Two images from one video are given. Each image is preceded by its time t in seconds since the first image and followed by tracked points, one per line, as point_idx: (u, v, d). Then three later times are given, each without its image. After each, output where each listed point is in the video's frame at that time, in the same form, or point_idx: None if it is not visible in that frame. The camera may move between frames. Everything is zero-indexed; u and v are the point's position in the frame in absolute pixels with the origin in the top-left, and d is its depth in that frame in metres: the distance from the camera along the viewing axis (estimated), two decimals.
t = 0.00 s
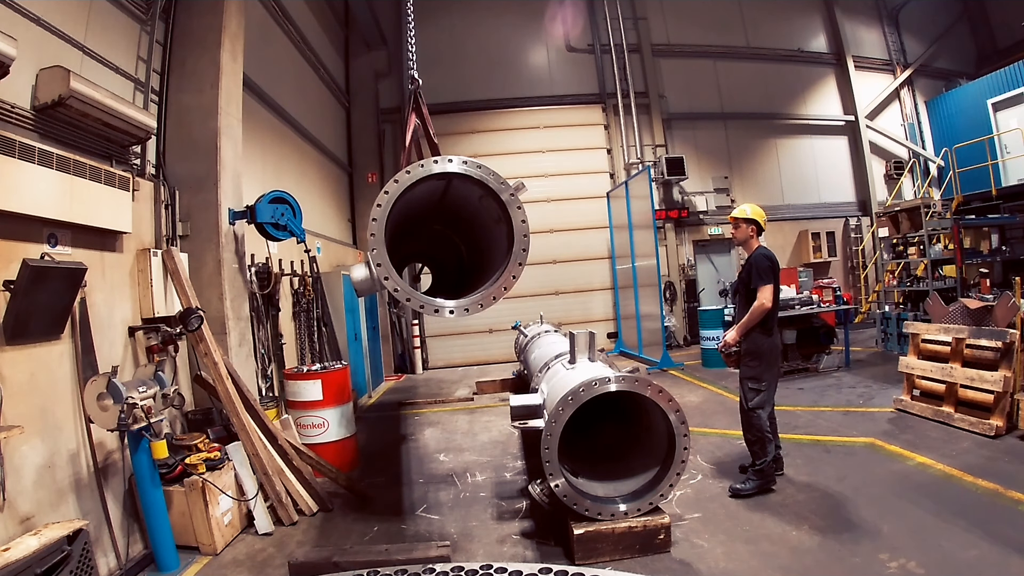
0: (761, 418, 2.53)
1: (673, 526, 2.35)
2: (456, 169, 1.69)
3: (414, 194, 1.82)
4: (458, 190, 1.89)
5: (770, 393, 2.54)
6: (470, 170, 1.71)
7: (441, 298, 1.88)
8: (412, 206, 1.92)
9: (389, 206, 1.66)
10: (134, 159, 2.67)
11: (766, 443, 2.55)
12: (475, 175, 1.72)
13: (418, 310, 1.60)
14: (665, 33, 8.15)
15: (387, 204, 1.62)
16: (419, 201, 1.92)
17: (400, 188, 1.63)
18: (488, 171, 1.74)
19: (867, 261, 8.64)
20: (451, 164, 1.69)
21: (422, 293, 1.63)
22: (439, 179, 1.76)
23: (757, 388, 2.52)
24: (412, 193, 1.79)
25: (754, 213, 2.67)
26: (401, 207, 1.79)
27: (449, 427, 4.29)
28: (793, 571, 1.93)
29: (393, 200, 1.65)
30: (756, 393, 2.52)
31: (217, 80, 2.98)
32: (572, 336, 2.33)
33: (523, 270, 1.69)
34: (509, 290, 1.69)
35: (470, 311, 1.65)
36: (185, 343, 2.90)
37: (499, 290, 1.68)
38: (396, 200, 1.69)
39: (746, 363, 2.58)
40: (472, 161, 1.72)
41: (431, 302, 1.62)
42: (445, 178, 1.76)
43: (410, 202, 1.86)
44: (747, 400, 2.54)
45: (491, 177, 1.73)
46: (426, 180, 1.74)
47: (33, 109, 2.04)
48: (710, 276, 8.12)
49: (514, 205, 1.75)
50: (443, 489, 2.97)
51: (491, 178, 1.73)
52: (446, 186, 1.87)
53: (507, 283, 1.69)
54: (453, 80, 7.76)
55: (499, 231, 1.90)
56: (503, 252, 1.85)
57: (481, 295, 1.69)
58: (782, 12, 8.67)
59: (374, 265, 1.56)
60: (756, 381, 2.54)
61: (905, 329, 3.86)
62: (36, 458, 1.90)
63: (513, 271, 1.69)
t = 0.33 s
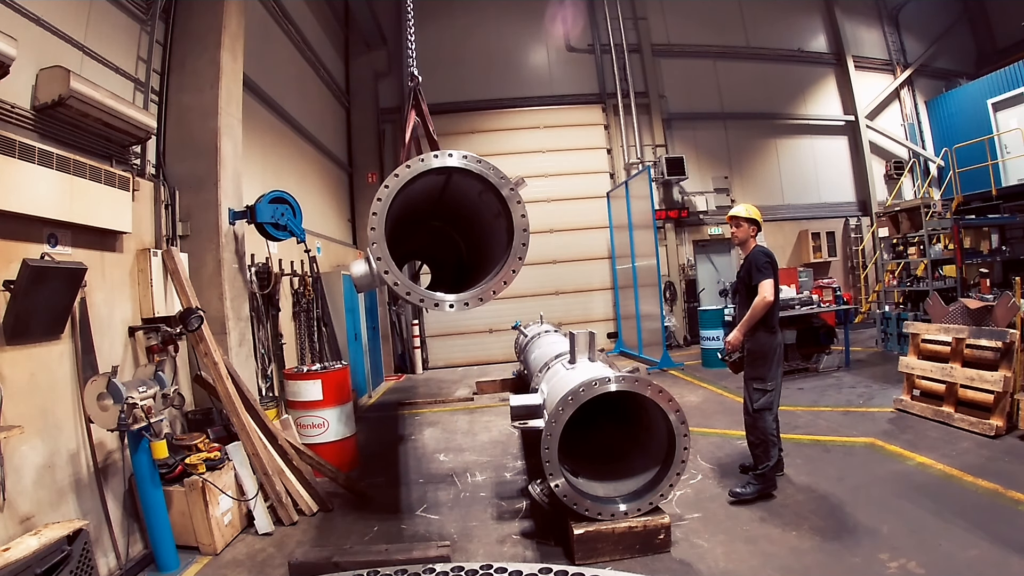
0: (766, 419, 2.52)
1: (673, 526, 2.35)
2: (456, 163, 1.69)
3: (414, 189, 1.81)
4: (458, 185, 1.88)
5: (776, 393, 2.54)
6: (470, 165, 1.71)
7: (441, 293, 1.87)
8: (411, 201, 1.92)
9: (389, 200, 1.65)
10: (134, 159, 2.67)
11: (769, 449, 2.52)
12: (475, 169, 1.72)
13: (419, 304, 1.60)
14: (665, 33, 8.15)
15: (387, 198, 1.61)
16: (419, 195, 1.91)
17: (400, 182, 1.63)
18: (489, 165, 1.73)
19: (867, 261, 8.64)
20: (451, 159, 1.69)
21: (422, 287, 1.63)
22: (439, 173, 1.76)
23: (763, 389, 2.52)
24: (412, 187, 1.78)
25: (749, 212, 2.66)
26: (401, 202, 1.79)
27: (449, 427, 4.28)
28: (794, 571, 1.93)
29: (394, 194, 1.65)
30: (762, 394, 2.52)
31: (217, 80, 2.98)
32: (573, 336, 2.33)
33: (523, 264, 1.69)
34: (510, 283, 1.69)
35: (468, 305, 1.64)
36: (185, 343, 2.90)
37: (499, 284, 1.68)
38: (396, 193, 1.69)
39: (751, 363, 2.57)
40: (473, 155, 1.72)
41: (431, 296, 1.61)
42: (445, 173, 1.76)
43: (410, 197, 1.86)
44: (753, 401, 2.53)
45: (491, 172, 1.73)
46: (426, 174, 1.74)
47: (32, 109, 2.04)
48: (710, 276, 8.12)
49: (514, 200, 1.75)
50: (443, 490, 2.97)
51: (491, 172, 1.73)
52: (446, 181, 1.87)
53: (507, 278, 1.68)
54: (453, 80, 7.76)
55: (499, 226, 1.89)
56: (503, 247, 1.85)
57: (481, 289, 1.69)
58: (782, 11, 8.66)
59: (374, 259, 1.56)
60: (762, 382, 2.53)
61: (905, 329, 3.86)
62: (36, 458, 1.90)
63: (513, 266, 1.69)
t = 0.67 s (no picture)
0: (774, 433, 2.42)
1: (673, 526, 2.35)
2: (456, 158, 1.69)
3: (414, 183, 1.82)
4: (458, 180, 1.89)
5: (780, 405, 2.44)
6: (470, 159, 1.71)
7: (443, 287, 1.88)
8: (411, 196, 1.92)
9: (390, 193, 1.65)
10: (134, 159, 2.67)
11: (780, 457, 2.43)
12: (475, 164, 1.72)
13: (420, 296, 1.61)
14: (665, 33, 8.15)
15: (387, 192, 1.61)
16: (419, 190, 1.92)
17: (400, 176, 1.63)
18: (489, 160, 1.73)
19: (867, 261, 8.65)
20: (451, 153, 1.69)
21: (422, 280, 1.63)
22: (439, 168, 1.76)
23: (770, 402, 2.41)
24: (413, 182, 1.78)
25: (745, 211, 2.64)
26: (401, 196, 1.79)
27: (449, 427, 4.29)
28: (794, 571, 1.93)
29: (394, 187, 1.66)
30: (769, 407, 2.41)
31: (217, 80, 2.98)
32: (572, 336, 2.33)
33: (524, 258, 1.69)
34: (509, 278, 1.69)
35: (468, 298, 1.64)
36: (185, 343, 2.90)
37: (499, 278, 1.68)
38: (396, 187, 1.69)
39: (757, 373, 2.46)
40: (473, 150, 1.72)
41: (431, 290, 1.62)
42: (445, 167, 1.76)
43: (411, 192, 1.86)
44: (762, 416, 2.42)
45: (491, 166, 1.73)
46: (427, 169, 1.74)
47: (32, 109, 2.04)
48: (710, 276, 8.12)
49: (515, 194, 1.75)
50: (443, 490, 2.97)
51: (491, 167, 1.73)
52: (447, 176, 1.87)
53: (507, 272, 1.69)
54: (453, 80, 7.76)
55: (499, 220, 1.90)
56: (503, 241, 1.85)
57: (481, 283, 1.69)
58: (782, 11, 8.66)
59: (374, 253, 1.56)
60: (770, 395, 2.41)
61: (905, 329, 3.86)
62: (36, 458, 1.90)
63: (513, 260, 1.70)
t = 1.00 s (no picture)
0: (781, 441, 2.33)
1: (673, 526, 2.35)
2: (457, 153, 1.69)
3: (415, 178, 1.82)
4: (459, 175, 1.89)
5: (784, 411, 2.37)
6: (471, 154, 1.71)
7: (444, 281, 1.88)
8: (412, 191, 1.92)
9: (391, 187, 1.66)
10: (134, 159, 2.67)
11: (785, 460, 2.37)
12: (476, 159, 1.72)
13: (422, 290, 1.61)
14: (665, 33, 8.15)
15: (388, 187, 1.62)
16: (419, 185, 1.92)
17: (402, 171, 1.63)
18: (490, 155, 1.73)
19: (867, 261, 8.65)
20: (452, 148, 1.69)
21: (424, 275, 1.64)
22: (440, 163, 1.76)
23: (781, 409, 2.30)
24: (413, 177, 1.79)
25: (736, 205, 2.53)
26: (402, 190, 1.79)
27: (449, 427, 4.28)
28: (794, 571, 1.93)
29: (396, 181, 1.66)
30: (779, 416, 2.30)
31: (217, 80, 2.98)
32: (573, 336, 2.33)
33: (523, 253, 1.69)
34: (509, 273, 1.69)
35: (468, 292, 1.64)
36: (185, 343, 2.90)
37: (499, 273, 1.68)
38: (397, 181, 1.70)
39: (759, 380, 2.33)
40: (474, 145, 1.72)
41: (432, 284, 1.62)
42: (445, 162, 1.76)
43: (411, 187, 1.86)
44: (772, 424, 2.31)
45: (492, 162, 1.73)
46: (428, 163, 1.74)
47: (32, 109, 2.04)
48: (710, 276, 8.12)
49: (515, 189, 1.75)
50: (443, 490, 2.97)
51: (491, 161, 1.73)
52: (448, 171, 1.87)
53: (507, 266, 1.69)
54: (453, 80, 7.76)
55: (499, 216, 1.90)
56: (503, 236, 1.85)
57: (481, 278, 1.69)
58: (782, 11, 8.66)
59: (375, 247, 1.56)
60: (779, 404, 2.30)
61: (905, 329, 3.86)
62: (36, 458, 1.90)
63: (513, 254, 1.70)
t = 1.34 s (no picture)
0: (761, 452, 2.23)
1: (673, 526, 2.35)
2: (458, 147, 1.69)
3: (416, 172, 1.82)
4: (460, 169, 1.89)
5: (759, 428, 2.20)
6: (473, 148, 1.71)
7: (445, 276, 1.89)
8: (413, 185, 1.92)
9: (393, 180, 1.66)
10: (134, 159, 2.67)
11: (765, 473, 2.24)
12: (477, 153, 1.72)
13: (425, 283, 1.62)
14: (666, 33, 8.15)
15: (390, 181, 1.61)
16: (420, 180, 1.92)
17: (404, 164, 1.63)
18: (491, 149, 1.74)
19: (867, 262, 8.65)
20: (453, 142, 1.69)
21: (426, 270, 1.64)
22: (441, 157, 1.76)
23: (751, 425, 2.15)
24: (415, 171, 1.78)
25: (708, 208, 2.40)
26: (404, 183, 1.79)
27: (449, 427, 4.28)
28: (794, 571, 1.93)
29: (398, 174, 1.66)
30: (750, 431, 2.15)
31: (217, 80, 2.98)
32: (573, 336, 2.33)
33: (524, 248, 1.69)
34: (509, 266, 1.70)
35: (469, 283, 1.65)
36: (185, 343, 2.90)
37: (499, 266, 1.69)
38: (398, 173, 1.69)
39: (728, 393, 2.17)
40: (476, 139, 1.72)
41: (433, 278, 1.63)
42: (447, 156, 1.76)
43: (412, 181, 1.86)
44: (740, 441, 2.17)
45: (493, 156, 1.73)
46: (429, 157, 1.74)
47: (32, 109, 2.04)
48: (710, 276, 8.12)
49: (516, 184, 1.76)
50: (442, 490, 2.97)
51: (493, 155, 1.73)
52: (449, 165, 1.87)
53: (508, 260, 1.69)
54: (453, 80, 7.76)
55: (500, 211, 1.90)
56: (503, 231, 1.85)
57: (482, 271, 1.70)
58: (782, 11, 8.67)
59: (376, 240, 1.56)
60: (750, 417, 2.16)
61: (905, 329, 3.86)
62: (36, 458, 1.90)
63: (514, 248, 1.70)
